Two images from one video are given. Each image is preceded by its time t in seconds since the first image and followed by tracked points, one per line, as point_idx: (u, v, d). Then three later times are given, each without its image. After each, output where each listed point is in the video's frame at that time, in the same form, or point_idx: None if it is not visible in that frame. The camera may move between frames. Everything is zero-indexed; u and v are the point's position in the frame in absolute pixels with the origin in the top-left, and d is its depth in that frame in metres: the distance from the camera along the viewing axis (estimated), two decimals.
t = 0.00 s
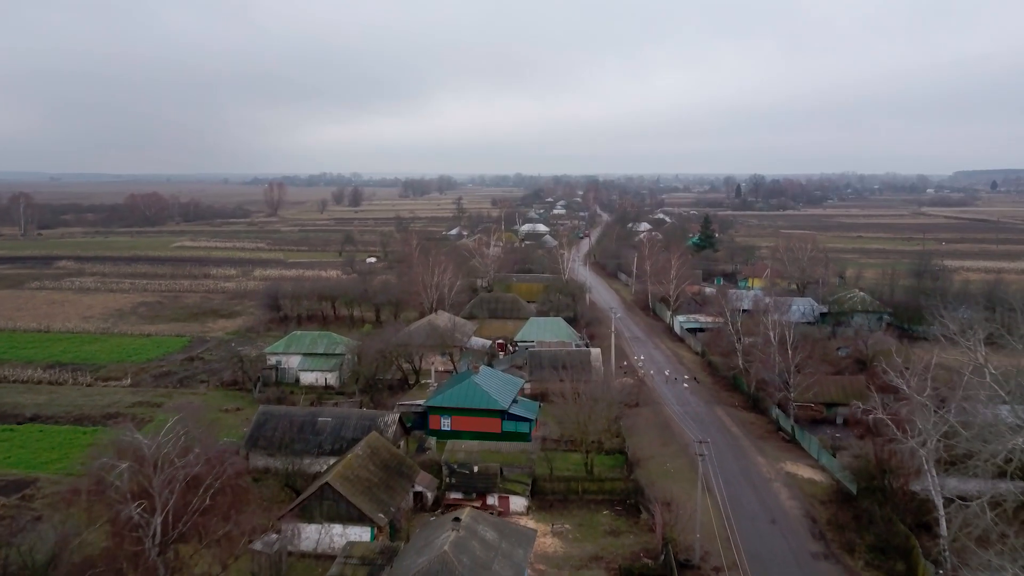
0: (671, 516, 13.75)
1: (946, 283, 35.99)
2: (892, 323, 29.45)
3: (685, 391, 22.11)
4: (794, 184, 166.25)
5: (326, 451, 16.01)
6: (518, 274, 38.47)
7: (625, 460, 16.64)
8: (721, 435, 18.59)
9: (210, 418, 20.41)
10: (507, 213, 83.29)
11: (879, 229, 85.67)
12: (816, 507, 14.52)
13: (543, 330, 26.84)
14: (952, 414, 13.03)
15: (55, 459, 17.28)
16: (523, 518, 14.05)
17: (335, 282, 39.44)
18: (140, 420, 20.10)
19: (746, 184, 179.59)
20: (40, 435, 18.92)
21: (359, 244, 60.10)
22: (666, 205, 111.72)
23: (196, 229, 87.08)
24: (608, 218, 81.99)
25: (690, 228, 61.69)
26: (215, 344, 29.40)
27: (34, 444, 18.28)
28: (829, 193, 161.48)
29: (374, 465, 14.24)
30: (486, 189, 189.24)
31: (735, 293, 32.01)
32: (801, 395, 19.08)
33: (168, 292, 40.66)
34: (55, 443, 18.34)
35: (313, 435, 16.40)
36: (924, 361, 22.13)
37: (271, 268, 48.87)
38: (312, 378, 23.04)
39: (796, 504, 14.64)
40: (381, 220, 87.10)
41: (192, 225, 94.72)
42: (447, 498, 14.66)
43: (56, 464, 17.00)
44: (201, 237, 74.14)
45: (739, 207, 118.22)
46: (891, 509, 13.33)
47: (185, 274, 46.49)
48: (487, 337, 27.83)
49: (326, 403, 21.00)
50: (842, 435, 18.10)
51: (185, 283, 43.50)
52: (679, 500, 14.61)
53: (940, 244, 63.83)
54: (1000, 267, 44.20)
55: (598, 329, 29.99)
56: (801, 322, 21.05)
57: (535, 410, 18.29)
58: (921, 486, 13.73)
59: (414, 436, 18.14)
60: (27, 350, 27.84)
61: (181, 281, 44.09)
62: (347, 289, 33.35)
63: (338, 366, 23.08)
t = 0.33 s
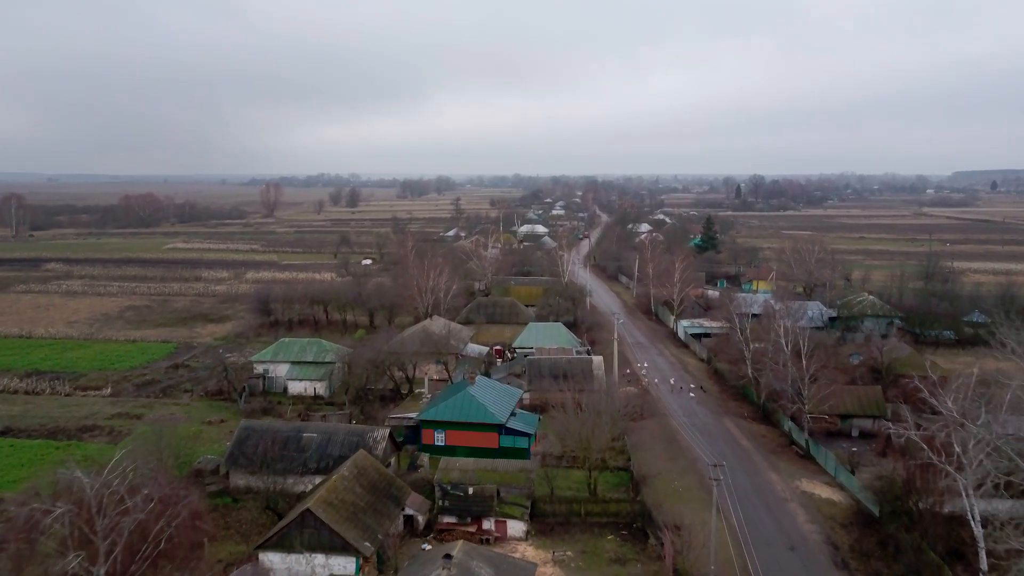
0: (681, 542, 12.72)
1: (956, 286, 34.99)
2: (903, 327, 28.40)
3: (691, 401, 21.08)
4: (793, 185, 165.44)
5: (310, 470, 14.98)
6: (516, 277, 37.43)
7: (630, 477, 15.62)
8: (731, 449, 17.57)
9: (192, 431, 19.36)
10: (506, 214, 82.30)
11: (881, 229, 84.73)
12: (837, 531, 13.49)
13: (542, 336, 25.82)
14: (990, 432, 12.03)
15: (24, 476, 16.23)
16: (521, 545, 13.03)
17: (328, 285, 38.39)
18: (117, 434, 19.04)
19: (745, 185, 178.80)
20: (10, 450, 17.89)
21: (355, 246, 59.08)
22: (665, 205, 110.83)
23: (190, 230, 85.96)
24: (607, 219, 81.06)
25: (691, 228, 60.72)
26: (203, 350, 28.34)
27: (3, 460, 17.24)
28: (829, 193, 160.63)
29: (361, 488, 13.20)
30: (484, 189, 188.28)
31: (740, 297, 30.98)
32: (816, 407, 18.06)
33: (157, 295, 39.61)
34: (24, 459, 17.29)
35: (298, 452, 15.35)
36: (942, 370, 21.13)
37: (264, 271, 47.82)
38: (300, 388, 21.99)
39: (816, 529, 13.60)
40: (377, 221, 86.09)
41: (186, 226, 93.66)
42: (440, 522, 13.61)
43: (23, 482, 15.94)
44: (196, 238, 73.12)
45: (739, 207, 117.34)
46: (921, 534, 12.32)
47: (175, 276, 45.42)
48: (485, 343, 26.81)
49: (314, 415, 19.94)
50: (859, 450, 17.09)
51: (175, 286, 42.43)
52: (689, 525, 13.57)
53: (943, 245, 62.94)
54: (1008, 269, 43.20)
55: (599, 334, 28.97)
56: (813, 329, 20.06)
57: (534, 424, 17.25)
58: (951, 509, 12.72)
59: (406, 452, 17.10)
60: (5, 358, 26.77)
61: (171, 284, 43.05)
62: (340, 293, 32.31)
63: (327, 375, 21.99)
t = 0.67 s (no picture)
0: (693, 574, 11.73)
1: (967, 290, 34.06)
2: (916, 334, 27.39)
3: (698, 412, 20.08)
4: (793, 185, 164.82)
5: (293, 492, 13.96)
6: (515, 281, 36.40)
7: (636, 498, 14.63)
8: (742, 465, 16.59)
9: (172, 446, 18.30)
10: (504, 215, 81.33)
11: (883, 230, 83.88)
12: (860, 560, 12.51)
13: (542, 343, 24.80)
14: None
15: None
16: None
17: (321, 288, 37.32)
18: (92, 450, 17.98)
19: (744, 185, 178.15)
20: None
21: (350, 247, 58.08)
22: (665, 207, 110.01)
23: (184, 232, 84.89)
24: (606, 220, 80.14)
25: (693, 230, 59.81)
26: (189, 358, 27.28)
27: None
28: (828, 194, 159.86)
29: (346, 514, 12.17)
30: (482, 191, 187.39)
31: (746, 302, 30.01)
32: (832, 421, 17.09)
33: (145, 300, 38.52)
34: None
35: (280, 472, 14.33)
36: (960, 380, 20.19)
37: (256, 274, 46.77)
38: (288, 400, 20.95)
39: (837, 557, 12.61)
40: (374, 223, 85.09)
41: (182, 228, 92.66)
42: (432, 551, 12.58)
43: None
44: (189, 241, 72.12)
45: (738, 208, 116.17)
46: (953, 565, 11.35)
47: (165, 280, 44.34)
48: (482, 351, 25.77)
49: (301, 429, 18.88)
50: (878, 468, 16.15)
51: (165, 290, 41.36)
52: (701, 555, 12.59)
53: (947, 246, 62.13)
54: (1017, 271, 42.30)
55: (600, 340, 27.98)
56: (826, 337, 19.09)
57: (534, 440, 16.23)
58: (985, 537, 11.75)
59: (397, 469, 16.09)
60: None
61: (160, 287, 41.99)
62: (332, 297, 31.28)
63: (316, 386, 20.96)
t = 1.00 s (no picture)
0: None
1: (978, 293, 33.11)
2: (928, 339, 26.44)
3: (706, 425, 19.09)
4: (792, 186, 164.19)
5: (274, 516, 12.94)
6: (513, 284, 35.40)
7: (644, 521, 13.63)
8: (755, 483, 15.59)
9: (150, 461, 17.26)
10: (502, 216, 80.38)
11: (885, 231, 83.11)
12: None
13: (541, 349, 23.86)
14: None
15: None
16: None
17: (314, 292, 36.30)
18: (64, 467, 16.93)
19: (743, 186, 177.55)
20: None
21: (345, 250, 57.03)
22: (664, 208, 109.10)
23: (177, 234, 83.72)
24: (606, 221, 79.18)
25: (694, 231, 58.91)
26: (174, 366, 26.23)
27: None
28: (828, 194, 159.16)
29: (329, 546, 11.14)
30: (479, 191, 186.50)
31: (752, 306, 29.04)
32: (851, 436, 16.08)
33: (133, 304, 37.48)
34: None
35: (260, 494, 13.30)
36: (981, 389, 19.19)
37: (248, 276, 45.73)
38: (274, 412, 19.93)
39: None
40: (370, 224, 84.05)
41: (176, 229, 91.57)
42: None
43: None
44: (182, 243, 70.99)
45: (739, 209, 115.38)
46: None
47: (156, 283, 43.29)
48: (478, 359, 24.78)
49: (288, 443, 17.87)
50: (900, 487, 15.17)
51: (154, 293, 40.30)
52: None
53: (952, 247, 61.31)
54: None
55: (602, 346, 26.99)
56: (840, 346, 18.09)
57: (533, 457, 15.26)
58: None
59: (388, 488, 15.12)
60: None
61: (150, 291, 40.94)
62: (324, 302, 30.26)
63: (304, 397, 19.91)
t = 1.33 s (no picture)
0: None
1: (991, 296, 32.10)
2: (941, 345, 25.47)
3: (715, 439, 18.10)
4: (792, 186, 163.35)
5: (252, 545, 11.92)
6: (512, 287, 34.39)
7: (653, 548, 12.62)
8: (770, 504, 14.59)
9: (125, 479, 16.21)
10: (500, 216, 79.39)
11: (888, 232, 82.25)
12: None
13: (541, 356, 22.89)
14: None
15: None
16: None
17: (307, 296, 35.26)
18: (33, 486, 15.88)
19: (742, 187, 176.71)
20: None
21: (341, 252, 56.00)
22: (664, 208, 108.25)
23: (171, 235, 82.63)
24: (605, 221, 78.19)
25: (695, 232, 57.91)
26: (158, 374, 25.16)
27: None
28: (828, 194, 158.39)
29: None
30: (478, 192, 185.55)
31: (758, 311, 28.05)
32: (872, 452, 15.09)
33: (120, 308, 36.40)
34: None
35: (238, 520, 12.27)
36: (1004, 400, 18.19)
37: (241, 279, 44.68)
38: (260, 424, 18.92)
39: None
40: (367, 225, 83.04)
41: (171, 231, 90.64)
42: None
43: None
44: (176, 244, 69.93)
45: (738, 210, 114.56)
46: None
47: (145, 286, 42.22)
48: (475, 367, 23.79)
49: (272, 459, 16.84)
50: (923, 507, 14.19)
51: (143, 297, 39.22)
52: None
53: (956, 249, 60.37)
54: None
55: (604, 352, 26.00)
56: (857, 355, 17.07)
57: (533, 477, 14.28)
58: None
59: (377, 511, 14.15)
60: None
61: (139, 295, 39.85)
62: (316, 306, 29.23)
63: (291, 409, 18.90)
